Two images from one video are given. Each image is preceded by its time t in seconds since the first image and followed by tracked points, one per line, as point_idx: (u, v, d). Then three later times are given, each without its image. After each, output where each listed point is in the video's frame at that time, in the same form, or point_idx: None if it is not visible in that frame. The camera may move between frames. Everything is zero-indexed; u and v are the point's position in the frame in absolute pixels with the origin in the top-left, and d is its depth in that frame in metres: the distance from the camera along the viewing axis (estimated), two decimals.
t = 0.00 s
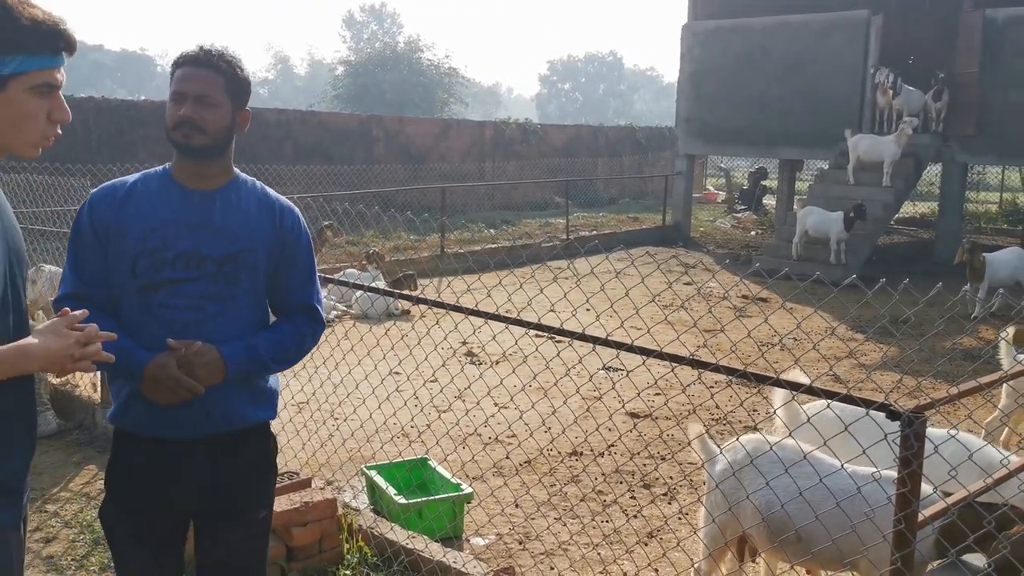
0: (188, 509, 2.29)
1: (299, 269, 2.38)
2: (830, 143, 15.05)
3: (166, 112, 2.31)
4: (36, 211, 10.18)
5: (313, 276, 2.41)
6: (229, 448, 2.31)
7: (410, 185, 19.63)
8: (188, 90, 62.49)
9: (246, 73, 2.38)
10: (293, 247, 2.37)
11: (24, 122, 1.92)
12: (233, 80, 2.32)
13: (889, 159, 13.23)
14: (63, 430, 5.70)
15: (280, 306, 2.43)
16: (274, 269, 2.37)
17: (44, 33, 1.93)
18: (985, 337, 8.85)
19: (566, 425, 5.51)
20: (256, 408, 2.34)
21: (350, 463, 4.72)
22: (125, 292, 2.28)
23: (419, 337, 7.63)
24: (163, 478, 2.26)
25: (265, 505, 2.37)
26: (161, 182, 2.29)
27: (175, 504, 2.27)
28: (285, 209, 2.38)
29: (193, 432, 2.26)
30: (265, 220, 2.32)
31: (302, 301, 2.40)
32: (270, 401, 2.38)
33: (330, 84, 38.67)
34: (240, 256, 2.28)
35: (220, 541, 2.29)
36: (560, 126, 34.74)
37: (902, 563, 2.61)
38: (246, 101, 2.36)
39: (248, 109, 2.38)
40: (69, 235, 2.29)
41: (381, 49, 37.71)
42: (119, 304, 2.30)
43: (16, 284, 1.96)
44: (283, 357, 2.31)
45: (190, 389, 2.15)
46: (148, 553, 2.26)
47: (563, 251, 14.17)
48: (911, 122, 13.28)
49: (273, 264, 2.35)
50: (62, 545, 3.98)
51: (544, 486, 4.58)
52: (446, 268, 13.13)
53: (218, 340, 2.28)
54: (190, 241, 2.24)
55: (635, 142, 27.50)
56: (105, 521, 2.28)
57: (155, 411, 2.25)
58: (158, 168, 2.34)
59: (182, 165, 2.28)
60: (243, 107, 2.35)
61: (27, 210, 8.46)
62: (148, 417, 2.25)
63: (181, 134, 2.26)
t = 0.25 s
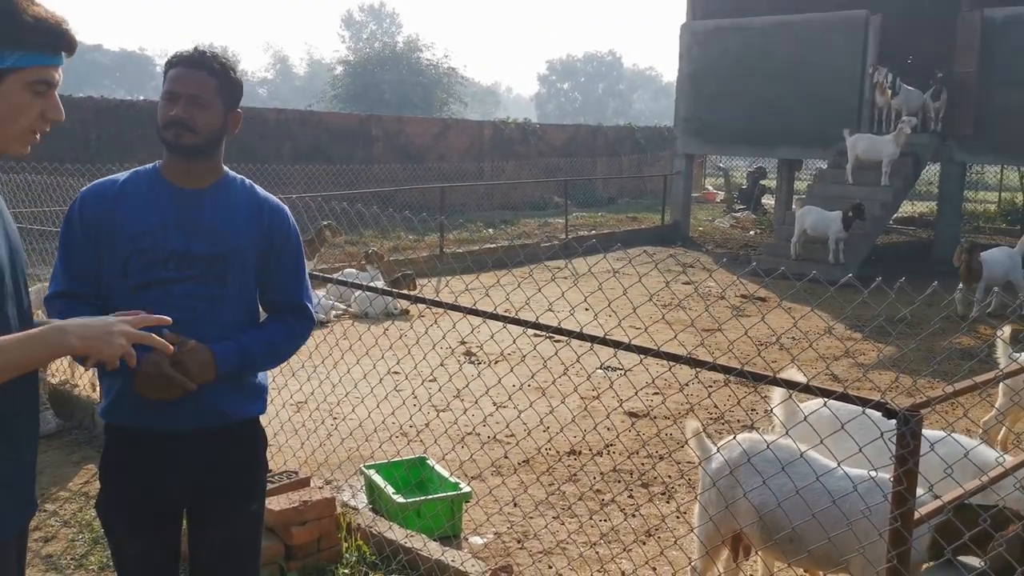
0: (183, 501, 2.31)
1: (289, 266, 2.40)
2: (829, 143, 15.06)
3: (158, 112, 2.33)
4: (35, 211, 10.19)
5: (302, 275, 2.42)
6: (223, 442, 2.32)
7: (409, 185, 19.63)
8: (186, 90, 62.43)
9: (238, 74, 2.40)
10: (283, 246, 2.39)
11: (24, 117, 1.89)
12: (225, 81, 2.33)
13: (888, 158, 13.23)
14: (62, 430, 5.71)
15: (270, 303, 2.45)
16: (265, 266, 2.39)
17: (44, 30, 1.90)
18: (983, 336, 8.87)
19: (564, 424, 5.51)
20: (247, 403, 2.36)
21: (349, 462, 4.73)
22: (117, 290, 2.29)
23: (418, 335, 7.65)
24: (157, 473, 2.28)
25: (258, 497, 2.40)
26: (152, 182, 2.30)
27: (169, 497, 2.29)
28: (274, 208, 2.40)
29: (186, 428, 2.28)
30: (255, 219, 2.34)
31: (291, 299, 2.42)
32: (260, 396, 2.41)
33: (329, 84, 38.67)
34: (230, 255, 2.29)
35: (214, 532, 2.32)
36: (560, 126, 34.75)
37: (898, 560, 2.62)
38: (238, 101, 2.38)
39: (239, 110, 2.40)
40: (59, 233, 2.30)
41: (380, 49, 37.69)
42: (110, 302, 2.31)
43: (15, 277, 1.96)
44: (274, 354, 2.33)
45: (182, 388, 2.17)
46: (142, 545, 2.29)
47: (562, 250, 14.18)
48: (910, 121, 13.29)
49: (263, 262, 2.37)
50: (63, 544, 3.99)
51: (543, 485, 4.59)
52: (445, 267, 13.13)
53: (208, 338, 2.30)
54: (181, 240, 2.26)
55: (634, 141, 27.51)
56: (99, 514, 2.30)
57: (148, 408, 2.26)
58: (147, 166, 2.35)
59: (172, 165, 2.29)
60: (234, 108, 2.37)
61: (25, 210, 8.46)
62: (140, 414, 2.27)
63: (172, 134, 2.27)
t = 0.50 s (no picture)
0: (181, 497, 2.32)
1: (283, 263, 2.42)
2: (828, 142, 15.07)
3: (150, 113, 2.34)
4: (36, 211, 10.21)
5: (295, 271, 2.45)
6: (222, 438, 2.34)
7: (409, 185, 19.65)
8: (186, 89, 62.41)
9: (229, 74, 2.42)
10: (276, 243, 2.41)
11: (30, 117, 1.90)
12: (217, 81, 2.35)
13: (887, 157, 13.24)
14: (62, 430, 5.71)
15: (263, 300, 2.47)
16: (259, 263, 2.41)
17: (51, 32, 1.92)
18: (981, 335, 8.89)
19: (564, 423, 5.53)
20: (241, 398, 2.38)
21: (349, 461, 4.74)
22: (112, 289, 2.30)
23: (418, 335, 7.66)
24: (156, 469, 2.29)
25: (255, 491, 2.42)
26: (146, 181, 2.31)
27: (168, 491, 2.31)
28: (267, 205, 2.42)
29: (184, 424, 2.29)
30: (249, 217, 2.36)
31: (285, 295, 2.44)
32: (254, 392, 2.43)
33: (330, 84, 38.68)
34: (225, 254, 2.31)
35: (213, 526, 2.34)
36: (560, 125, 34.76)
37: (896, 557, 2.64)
38: (229, 102, 2.40)
39: (230, 110, 2.42)
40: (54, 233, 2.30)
41: (380, 49, 37.69)
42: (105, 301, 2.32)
43: (14, 274, 1.99)
44: (271, 349, 2.35)
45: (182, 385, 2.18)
46: (142, 539, 2.30)
47: (562, 250, 14.19)
48: (908, 121, 13.30)
49: (257, 259, 2.39)
50: (64, 542, 4.01)
51: (542, 484, 4.60)
52: (445, 267, 13.15)
53: (204, 335, 2.31)
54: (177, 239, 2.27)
55: (634, 141, 27.54)
56: (99, 510, 2.31)
57: (145, 405, 2.28)
58: (139, 166, 2.36)
59: (166, 165, 2.31)
60: (226, 108, 2.39)
61: (25, 210, 8.47)
62: (138, 411, 2.28)
63: (165, 133, 2.29)
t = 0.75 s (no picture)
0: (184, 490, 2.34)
1: (285, 260, 2.44)
2: (828, 142, 15.08)
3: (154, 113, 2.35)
4: (37, 211, 10.22)
5: (297, 270, 2.46)
6: (227, 434, 2.36)
7: (410, 185, 19.64)
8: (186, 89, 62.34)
9: (232, 74, 2.44)
10: (278, 242, 2.43)
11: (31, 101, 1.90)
12: (220, 81, 2.36)
13: (887, 156, 13.24)
14: (64, 430, 5.71)
15: (264, 298, 2.49)
16: (261, 261, 2.42)
17: (49, 21, 1.93)
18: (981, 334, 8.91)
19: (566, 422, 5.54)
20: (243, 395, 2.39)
21: (352, 460, 4.75)
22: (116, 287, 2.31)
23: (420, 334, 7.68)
24: (160, 464, 2.31)
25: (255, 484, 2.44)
26: (150, 179, 2.32)
27: (171, 485, 2.32)
28: (269, 204, 2.43)
29: (188, 419, 2.30)
30: (252, 215, 2.37)
31: (287, 292, 2.45)
32: (255, 388, 2.44)
33: (329, 84, 38.62)
34: (230, 251, 2.33)
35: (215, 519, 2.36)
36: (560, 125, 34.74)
37: (899, 554, 2.64)
38: (232, 101, 2.41)
39: (232, 110, 2.43)
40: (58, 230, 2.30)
41: (380, 49, 37.63)
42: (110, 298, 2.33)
43: (22, 262, 2.00)
44: (274, 345, 2.36)
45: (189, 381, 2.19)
46: (146, 532, 2.32)
47: (563, 249, 14.19)
48: (909, 120, 13.30)
49: (259, 258, 2.41)
50: (67, 542, 4.01)
51: (545, 483, 4.61)
52: (445, 267, 13.14)
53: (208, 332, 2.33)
54: (181, 237, 2.29)
55: (634, 141, 27.54)
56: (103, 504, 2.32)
57: (150, 401, 2.29)
58: (142, 164, 2.37)
59: (171, 164, 2.32)
60: (228, 108, 2.40)
61: (28, 210, 8.48)
62: (142, 407, 2.29)
63: (169, 133, 2.30)
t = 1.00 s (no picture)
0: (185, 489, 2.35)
1: (287, 261, 2.45)
2: (828, 142, 15.08)
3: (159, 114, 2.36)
4: (38, 211, 10.21)
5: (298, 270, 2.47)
6: (230, 433, 2.37)
7: (410, 185, 19.65)
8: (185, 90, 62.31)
9: (237, 77, 2.45)
10: (279, 243, 2.44)
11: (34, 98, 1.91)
12: (226, 83, 2.38)
13: (887, 156, 13.24)
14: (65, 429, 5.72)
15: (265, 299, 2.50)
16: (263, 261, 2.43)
17: (45, 18, 1.93)
18: (981, 333, 8.92)
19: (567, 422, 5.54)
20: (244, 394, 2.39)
21: (353, 459, 4.76)
22: (120, 285, 2.31)
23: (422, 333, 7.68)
24: (161, 463, 2.31)
25: (256, 484, 2.44)
26: (155, 178, 2.33)
27: (173, 483, 2.33)
28: (271, 206, 2.45)
29: (191, 418, 2.31)
30: (254, 216, 2.39)
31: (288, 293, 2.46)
32: (257, 388, 2.45)
33: (329, 84, 38.60)
34: (233, 250, 2.34)
35: (216, 517, 2.37)
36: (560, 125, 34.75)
37: (901, 551, 2.64)
38: (238, 104, 2.43)
39: (238, 112, 2.44)
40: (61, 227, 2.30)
41: (380, 49, 37.60)
42: (113, 296, 2.33)
43: (26, 260, 2.01)
44: (276, 344, 2.38)
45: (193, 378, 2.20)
46: (147, 529, 2.33)
47: (563, 249, 14.19)
48: (908, 120, 13.31)
49: (261, 258, 2.42)
50: (70, 541, 4.02)
51: (546, 482, 4.61)
52: (446, 267, 13.15)
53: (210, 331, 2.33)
54: (185, 236, 2.29)
55: (634, 140, 27.54)
56: (103, 501, 2.33)
57: (153, 399, 2.29)
58: (146, 164, 2.37)
59: (176, 163, 2.33)
60: (234, 109, 2.41)
61: (29, 210, 8.49)
62: (145, 405, 2.29)
63: (175, 132, 2.31)
